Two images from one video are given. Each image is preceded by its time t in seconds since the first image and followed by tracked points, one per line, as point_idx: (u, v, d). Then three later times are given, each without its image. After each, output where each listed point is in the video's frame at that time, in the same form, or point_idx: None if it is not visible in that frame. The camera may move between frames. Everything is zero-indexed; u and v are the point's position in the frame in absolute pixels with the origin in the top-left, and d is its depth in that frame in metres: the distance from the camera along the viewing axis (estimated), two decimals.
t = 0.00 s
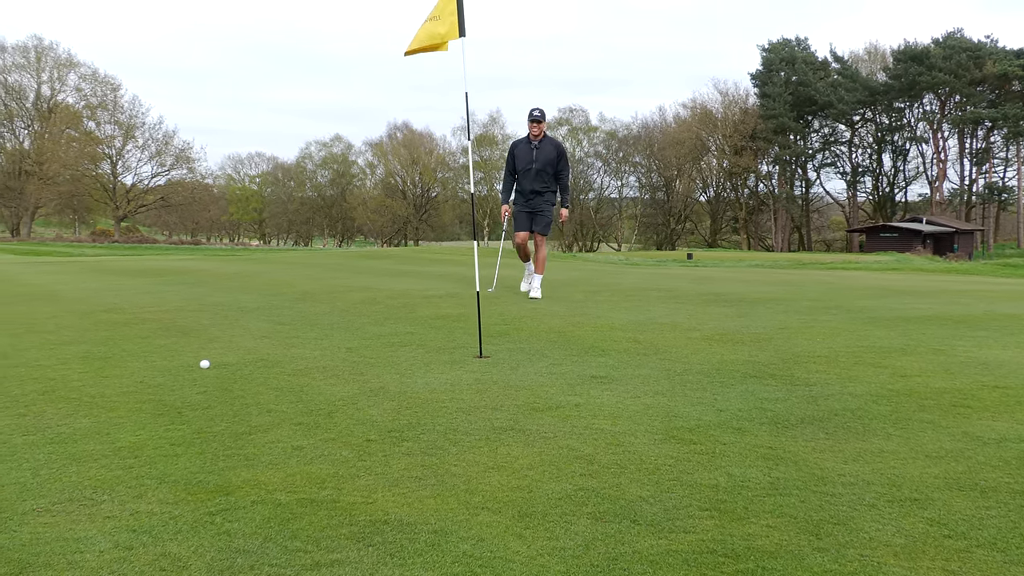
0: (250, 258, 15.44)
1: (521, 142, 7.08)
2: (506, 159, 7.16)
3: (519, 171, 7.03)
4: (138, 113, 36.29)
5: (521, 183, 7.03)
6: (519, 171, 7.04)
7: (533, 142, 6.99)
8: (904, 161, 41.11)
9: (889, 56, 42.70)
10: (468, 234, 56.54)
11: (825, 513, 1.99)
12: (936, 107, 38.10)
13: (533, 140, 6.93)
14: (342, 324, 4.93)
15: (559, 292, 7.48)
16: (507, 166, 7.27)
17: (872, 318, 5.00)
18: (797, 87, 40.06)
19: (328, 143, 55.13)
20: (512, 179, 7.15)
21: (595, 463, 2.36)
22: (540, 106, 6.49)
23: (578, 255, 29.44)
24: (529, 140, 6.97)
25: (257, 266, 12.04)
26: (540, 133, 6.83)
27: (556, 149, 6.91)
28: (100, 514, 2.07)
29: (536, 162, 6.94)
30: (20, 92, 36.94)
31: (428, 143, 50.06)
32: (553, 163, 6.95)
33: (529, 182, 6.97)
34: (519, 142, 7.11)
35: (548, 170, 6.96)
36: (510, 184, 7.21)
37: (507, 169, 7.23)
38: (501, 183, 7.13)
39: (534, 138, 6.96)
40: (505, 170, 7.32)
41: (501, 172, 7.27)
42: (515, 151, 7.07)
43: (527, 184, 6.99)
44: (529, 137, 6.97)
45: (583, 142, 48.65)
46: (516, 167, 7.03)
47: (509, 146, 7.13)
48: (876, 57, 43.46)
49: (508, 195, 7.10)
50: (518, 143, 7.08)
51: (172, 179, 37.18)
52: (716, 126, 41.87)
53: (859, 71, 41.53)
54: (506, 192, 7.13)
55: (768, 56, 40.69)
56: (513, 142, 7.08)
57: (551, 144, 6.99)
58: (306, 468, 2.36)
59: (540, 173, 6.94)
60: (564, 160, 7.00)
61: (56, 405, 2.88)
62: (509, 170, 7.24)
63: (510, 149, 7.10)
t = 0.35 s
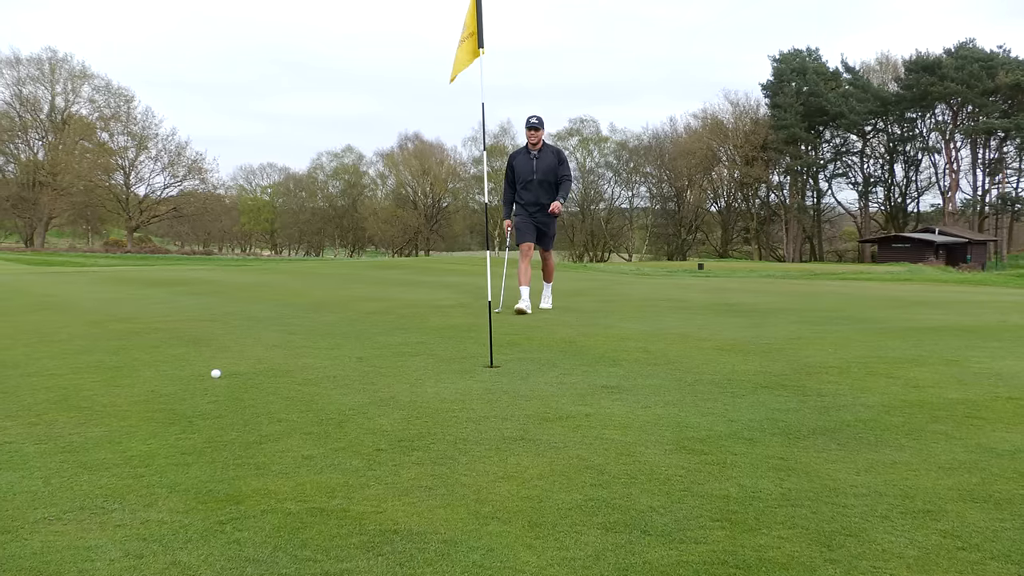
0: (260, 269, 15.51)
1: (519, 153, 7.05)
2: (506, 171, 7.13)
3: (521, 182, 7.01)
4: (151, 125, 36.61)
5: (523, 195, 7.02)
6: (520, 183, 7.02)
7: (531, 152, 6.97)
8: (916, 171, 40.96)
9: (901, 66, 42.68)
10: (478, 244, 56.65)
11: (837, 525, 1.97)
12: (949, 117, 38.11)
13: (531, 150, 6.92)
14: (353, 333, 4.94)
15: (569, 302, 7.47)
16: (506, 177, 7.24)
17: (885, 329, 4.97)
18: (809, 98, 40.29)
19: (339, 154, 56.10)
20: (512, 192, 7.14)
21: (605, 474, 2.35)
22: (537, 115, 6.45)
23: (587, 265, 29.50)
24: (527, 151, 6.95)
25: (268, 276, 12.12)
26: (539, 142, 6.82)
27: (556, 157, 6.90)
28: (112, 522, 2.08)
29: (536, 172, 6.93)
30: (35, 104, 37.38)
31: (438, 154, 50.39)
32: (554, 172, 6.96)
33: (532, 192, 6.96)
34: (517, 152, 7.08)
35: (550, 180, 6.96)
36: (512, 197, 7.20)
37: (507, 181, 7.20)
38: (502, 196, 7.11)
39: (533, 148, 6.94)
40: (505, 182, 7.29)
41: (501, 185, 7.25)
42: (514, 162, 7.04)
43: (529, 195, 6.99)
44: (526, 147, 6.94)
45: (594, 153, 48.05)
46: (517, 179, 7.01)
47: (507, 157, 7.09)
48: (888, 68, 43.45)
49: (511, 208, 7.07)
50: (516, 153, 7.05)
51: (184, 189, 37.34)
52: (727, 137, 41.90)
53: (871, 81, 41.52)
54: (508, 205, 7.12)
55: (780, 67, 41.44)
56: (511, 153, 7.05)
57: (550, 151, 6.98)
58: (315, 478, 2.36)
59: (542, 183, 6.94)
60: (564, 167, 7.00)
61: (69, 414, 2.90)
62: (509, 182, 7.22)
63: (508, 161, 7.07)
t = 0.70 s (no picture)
0: (272, 271, 15.56)
1: (519, 144, 6.73)
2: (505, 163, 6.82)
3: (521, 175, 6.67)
4: (164, 127, 36.69)
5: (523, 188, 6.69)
6: (519, 176, 6.70)
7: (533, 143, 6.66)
8: (930, 172, 40.70)
9: (916, 67, 42.34)
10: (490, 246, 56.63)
11: (852, 529, 1.96)
12: (962, 119, 37.70)
13: (533, 142, 6.63)
14: (366, 336, 4.95)
15: (580, 304, 7.46)
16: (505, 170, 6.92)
17: (899, 331, 4.94)
18: (821, 99, 39.87)
19: (351, 156, 56.29)
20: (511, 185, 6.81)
21: (619, 476, 2.34)
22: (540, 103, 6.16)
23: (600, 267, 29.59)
24: (528, 143, 6.66)
25: (280, 278, 12.17)
26: (542, 134, 6.54)
27: (559, 150, 6.64)
28: (126, 524, 2.09)
29: (538, 164, 6.63)
30: (49, 107, 37.52)
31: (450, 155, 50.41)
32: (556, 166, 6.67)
33: (532, 186, 6.64)
34: (517, 144, 6.78)
35: (551, 174, 6.67)
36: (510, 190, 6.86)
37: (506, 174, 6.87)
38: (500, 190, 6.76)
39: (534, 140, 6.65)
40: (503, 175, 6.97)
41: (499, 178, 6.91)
42: (514, 154, 6.73)
43: (529, 189, 6.66)
44: (528, 139, 6.66)
45: (605, 154, 48.90)
46: (517, 172, 6.69)
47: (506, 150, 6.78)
48: (902, 68, 43.12)
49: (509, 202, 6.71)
50: (516, 145, 6.75)
51: (197, 192, 37.18)
52: (739, 138, 41.75)
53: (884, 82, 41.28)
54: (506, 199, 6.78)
55: (793, 68, 41.02)
56: (511, 144, 6.74)
57: (552, 145, 6.71)
58: (329, 480, 2.36)
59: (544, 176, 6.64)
60: (566, 161, 6.74)
61: (83, 415, 2.92)
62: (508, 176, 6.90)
63: (507, 153, 6.76)
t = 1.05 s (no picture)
0: (284, 271, 15.64)
1: (530, 141, 6.61)
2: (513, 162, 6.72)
3: (528, 174, 6.58)
4: (178, 129, 36.90)
5: (529, 188, 6.58)
6: (526, 175, 6.59)
7: (543, 142, 6.53)
8: (944, 175, 40.44)
9: (930, 69, 42.14)
10: (501, 247, 56.70)
11: (867, 532, 1.95)
12: (978, 120, 37.82)
13: (541, 141, 6.50)
14: (379, 336, 4.97)
15: (590, 306, 7.45)
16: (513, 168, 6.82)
17: (913, 334, 4.92)
18: (835, 101, 39.67)
19: (364, 157, 56.63)
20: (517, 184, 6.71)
21: (632, 478, 2.34)
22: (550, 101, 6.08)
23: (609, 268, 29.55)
24: (537, 141, 6.53)
25: (293, 279, 12.24)
26: (551, 133, 6.41)
27: (568, 152, 6.48)
28: (141, 523, 2.10)
29: (545, 165, 6.50)
30: (65, 108, 37.92)
31: (462, 156, 50.59)
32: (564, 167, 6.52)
33: (538, 187, 6.52)
34: (526, 142, 6.66)
35: (559, 175, 6.52)
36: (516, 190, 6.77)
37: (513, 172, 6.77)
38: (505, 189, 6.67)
39: (544, 139, 6.52)
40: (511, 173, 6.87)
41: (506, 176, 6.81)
42: (522, 152, 6.62)
43: (535, 189, 6.54)
44: (537, 137, 6.53)
45: (617, 156, 48.75)
46: (524, 171, 6.58)
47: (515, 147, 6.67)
48: (917, 70, 42.94)
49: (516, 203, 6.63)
50: (526, 142, 6.63)
51: (211, 192, 37.49)
52: (752, 140, 41.74)
53: (898, 84, 41.09)
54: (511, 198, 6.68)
55: (806, 70, 40.87)
56: (520, 141, 6.62)
57: (562, 145, 6.56)
58: (342, 480, 2.37)
59: (550, 177, 6.51)
60: (575, 163, 6.57)
61: (99, 414, 2.94)
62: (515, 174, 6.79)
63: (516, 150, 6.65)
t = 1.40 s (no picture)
0: (295, 273, 15.72)
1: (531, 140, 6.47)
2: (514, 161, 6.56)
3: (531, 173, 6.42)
4: (190, 130, 37.05)
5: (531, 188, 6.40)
6: (528, 175, 6.42)
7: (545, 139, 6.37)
8: (958, 175, 40.15)
9: (943, 69, 41.93)
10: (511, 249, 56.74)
11: (881, 534, 1.94)
12: (992, 121, 37.40)
13: (543, 138, 6.34)
14: (390, 337, 4.98)
15: (600, 308, 7.45)
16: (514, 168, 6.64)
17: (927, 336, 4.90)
18: (847, 101, 39.40)
19: (375, 159, 56.92)
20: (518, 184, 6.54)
21: (644, 480, 2.34)
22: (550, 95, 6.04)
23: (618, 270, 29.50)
24: (538, 138, 6.37)
25: (304, 280, 12.28)
26: (552, 130, 6.25)
27: (571, 147, 6.30)
28: (154, 523, 2.11)
29: (548, 163, 6.32)
30: (78, 110, 38.20)
31: (473, 158, 50.70)
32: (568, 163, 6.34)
33: (542, 186, 6.34)
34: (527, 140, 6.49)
35: (563, 171, 6.33)
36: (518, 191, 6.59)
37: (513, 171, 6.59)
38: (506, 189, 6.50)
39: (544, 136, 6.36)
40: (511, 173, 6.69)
41: (507, 177, 6.64)
42: (523, 150, 6.44)
43: (538, 189, 6.36)
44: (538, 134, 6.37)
45: (628, 157, 49.60)
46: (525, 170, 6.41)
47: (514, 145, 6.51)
48: (929, 70, 42.75)
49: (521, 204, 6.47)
50: (526, 141, 6.47)
51: (223, 194, 37.62)
52: (764, 141, 41.70)
53: (911, 84, 40.82)
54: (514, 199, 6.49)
55: (818, 70, 40.60)
56: (520, 140, 6.45)
57: (564, 141, 6.40)
58: (354, 481, 2.38)
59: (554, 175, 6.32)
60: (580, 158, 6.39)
61: (112, 415, 2.96)
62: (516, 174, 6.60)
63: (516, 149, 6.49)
